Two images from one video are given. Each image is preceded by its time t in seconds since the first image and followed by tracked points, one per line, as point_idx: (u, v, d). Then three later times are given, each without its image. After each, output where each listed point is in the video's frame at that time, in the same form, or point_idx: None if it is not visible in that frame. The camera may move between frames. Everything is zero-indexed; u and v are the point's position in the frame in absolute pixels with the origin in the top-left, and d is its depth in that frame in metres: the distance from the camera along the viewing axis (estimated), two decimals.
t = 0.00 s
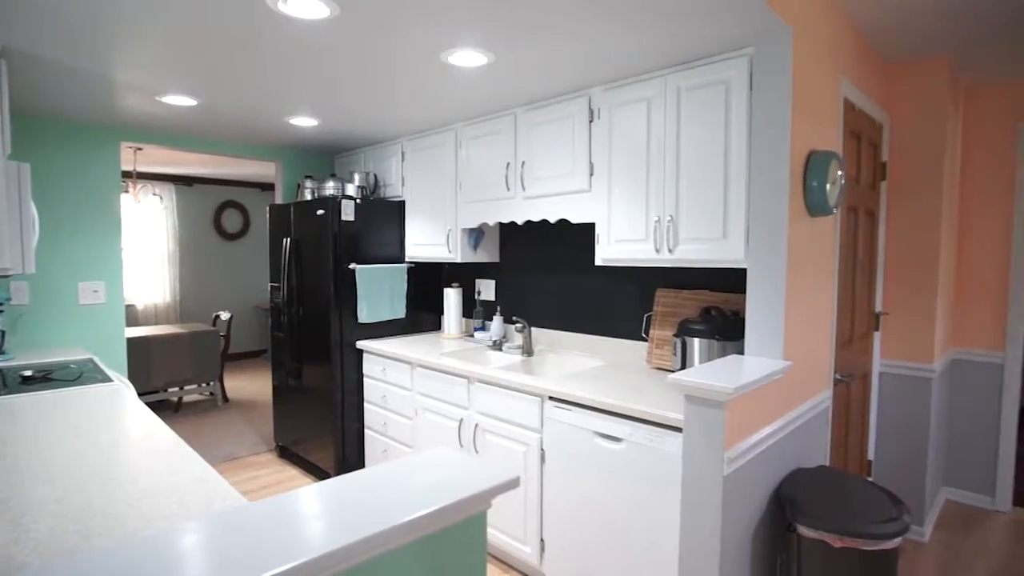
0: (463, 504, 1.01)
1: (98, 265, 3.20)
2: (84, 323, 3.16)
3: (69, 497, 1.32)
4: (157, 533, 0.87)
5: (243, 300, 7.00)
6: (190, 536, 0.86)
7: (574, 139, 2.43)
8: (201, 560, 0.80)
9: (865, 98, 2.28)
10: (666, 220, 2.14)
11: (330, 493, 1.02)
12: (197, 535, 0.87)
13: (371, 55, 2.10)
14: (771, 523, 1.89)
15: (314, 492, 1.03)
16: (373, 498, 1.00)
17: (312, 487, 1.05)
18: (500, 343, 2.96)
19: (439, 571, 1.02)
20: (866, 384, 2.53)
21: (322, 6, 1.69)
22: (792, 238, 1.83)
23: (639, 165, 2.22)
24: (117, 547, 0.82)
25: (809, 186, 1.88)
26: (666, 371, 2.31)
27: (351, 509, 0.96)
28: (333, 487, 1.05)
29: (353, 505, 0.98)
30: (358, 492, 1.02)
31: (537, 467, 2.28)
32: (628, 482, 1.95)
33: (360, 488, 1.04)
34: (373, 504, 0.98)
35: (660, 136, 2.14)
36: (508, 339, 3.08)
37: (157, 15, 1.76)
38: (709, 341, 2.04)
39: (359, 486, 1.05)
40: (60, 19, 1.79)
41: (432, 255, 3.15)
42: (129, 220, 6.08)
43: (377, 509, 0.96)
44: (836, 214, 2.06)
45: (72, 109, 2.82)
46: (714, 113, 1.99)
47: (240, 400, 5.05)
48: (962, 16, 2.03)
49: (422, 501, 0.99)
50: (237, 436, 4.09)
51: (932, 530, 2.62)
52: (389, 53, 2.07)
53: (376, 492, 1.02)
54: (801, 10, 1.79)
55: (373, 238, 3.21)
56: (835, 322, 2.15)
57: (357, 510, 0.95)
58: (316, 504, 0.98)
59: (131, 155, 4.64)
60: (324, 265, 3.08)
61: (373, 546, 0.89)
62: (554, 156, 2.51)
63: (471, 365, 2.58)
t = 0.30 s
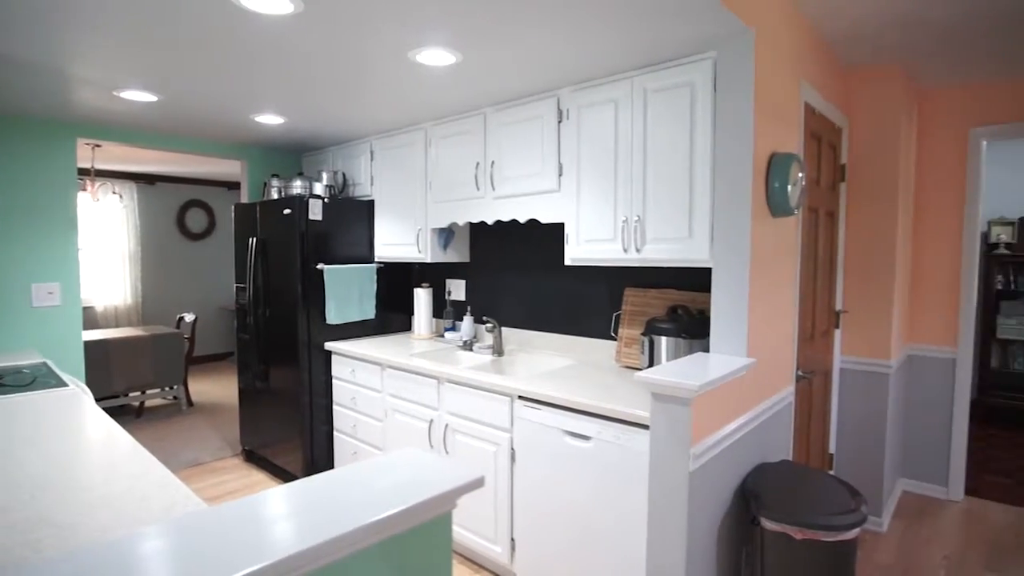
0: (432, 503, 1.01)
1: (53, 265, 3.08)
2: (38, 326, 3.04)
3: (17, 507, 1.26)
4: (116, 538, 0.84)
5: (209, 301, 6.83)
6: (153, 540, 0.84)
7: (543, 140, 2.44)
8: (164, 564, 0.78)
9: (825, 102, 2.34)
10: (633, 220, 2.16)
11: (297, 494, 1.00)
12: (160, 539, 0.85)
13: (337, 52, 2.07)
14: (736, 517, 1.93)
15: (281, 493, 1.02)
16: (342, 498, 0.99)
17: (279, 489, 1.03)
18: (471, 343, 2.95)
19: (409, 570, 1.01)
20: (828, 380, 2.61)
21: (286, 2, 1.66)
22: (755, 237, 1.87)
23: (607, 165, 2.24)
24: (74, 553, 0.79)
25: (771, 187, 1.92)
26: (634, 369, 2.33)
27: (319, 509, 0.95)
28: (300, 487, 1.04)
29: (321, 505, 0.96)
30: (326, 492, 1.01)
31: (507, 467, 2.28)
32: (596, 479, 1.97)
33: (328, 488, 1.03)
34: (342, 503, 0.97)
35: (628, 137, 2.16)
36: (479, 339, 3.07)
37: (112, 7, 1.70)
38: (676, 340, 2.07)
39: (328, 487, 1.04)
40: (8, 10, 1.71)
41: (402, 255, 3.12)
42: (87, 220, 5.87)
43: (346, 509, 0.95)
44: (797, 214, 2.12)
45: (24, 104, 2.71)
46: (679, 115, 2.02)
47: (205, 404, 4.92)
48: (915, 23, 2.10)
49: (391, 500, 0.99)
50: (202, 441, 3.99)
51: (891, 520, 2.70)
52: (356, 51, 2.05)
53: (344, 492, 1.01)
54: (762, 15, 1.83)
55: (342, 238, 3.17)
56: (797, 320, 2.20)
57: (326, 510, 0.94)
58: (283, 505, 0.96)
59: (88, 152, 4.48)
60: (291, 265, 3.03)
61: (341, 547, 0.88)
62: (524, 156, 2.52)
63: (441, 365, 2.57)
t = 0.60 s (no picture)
0: (405, 503, 1.00)
1: (10, 266, 2.97)
2: None
3: None
4: (77, 546, 0.82)
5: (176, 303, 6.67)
6: (116, 546, 0.82)
7: (516, 140, 2.44)
8: (129, 569, 0.76)
9: (791, 105, 2.39)
10: (605, 220, 2.18)
11: (267, 497, 0.99)
12: (123, 545, 0.83)
13: (306, 49, 2.04)
14: (705, 513, 1.95)
15: (250, 497, 1.00)
16: (313, 499, 0.98)
17: (247, 492, 1.01)
18: (444, 344, 2.94)
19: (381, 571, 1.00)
20: (794, 377, 2.66)
21: None
22: (723, 237, 1.90)
23: (578, 166, 2.24)
24: (30, 563, 0.77)
25: (739, 189, 1.95)
26: (606, 368, 2.35)
27: (289, 511, 0.93)
28: (270, 490, 1.02)
29: (291, 507, 0.95)
30: (297, 494, 1.00)
31: (480, 467, 2.27)
32: (569, 478, 1.97)
33: (299, 490, 1.02)
34: (313, 505, 0.96)
35: (599, 137, 2.18)
36: (452, 339, 3.06)
37: None
38: (647, 338, 2.09)
39: (299, 489, 1.02)
40: None
41: (374, 254, 3.09)
42: (46, 219, 5.67)
43: (316, 510, 0.94)
44: (764, 215, 2.16)
45: None
46: (649, 117, 2.04)
47: (173, 408, 4.81)
48: (876, 29, 2.16)
49: (364, 501, 0.98)
50: (169, 446, 3.89)
51: (856, 513, 2.77)
52: (326, 48, 2.02)
53: (315, 494, 1.00)
54: (730, 18, 1.86)
55: (313, 238, 3.12)
56: (764, 318, 2.24)
57: (297, 511, 0.93)
58: (251, 509, 0.94)
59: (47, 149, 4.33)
60: (260, 266, 2.97)
61: (312, 549, 0.87)
62: (496, 156, 2.52)
63: (414, 366, 2.55)
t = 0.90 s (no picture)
0: (376, 503, 1.00)
1: None
2: None
3: None
4: (35, 554, 0.79)
5: (142, 305, 6.50)
6: (77, 554, 0.79)
7: (487, 140, 2.44)
8: None
9: (758, 107, 2.44)
10: (575, 220, 2.19)
11: (235, 500, 0.97)
12: (84, 552, 0.80)
13: (273, 47, 2.01)
14: (675, 510, 1.98)
15: (218, 499, 0.98)
16: (281, 501, 0.97)
17: (215, 495, 0.99)
18: (417, 345, 2.92)
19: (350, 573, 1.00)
20: (762, 374, 2.71)
21: None
22: (691, 238, 1.93)
23: (549, 166, 2.25)
24: None
25: (706, 190, 1.98)
26: (577, 367, 2.37)
27: (260, 513, 0.92)
28: (239, 492, 1.00)
29: (261, 509, 0.94)
30: (265, 496, 0.98)
31: (453, 468, 2.27)
32: (540, 478, 1.98)
33: (267, 492, 1.00)
34: (282, 508, 0.95)
35: (569, 138, 2.19)
36: (425, 339, 3.04)
37: None
38: (618, 338, 2.11)
39: (268, 491, 1.01)
40: None
41: (346, 255, 3.06)
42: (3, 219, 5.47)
43: (285, 512, 0.93)
44: (731, 216, 2.19)
45: None
46: (619, 118, 2.05)
47: (138, 412, 4.68)
48: (839, 35, 2.22)
49: (335, 501, 0.97)
50: (133, 452, 3.78)
51: (822, 506, 2.84)
52: (294, 46, 2.00)
53: (285, 495, 0.99)
54: (697, 21, 1.88)
55: (282, 239, 3.07)
56: (732, 317, 2.28)
57: (266, 514, 0.92)
58: (219, 511, 0.93)
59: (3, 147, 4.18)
60: (228, 266, 2.91)
61: (280, 551, 0.87)
62: (467, 157, 2.51)
63: (386, 368, 2.53)
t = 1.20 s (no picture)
0: (349, 503, 1.00)
1: None
2: None
3: None
4: None
5: (110, 306, 6.34)
6: (39, 560, 0.77)
7: (462, 141, 2.43)
8: None
9: (729, 109, 2.47)
10: (549, 221, 2.20)
11: (206, 503, 0.96)
12: (47, 557, 0.78)
13: (244, 45, 1.98)
14: (648, 507, 2.00)
15: (188, 502, 0.96)
16: (251, 503, 0.95)
17: (186, 497, 0.98)
18: (392, 346, 2.90)
19: None
20: (735, 372, 2.75)
21: None
22: (663, 238, 1.95)
23: (523, 167, 2.26)
24: None
25: (678, 191, 2.01)
26: (552, 367, 2.37)
27: (230, 515, 0.91)
28: (210, 495, 0.99)
29: (231, 511, 0.92)
30: (234, 499, 0.97)
31: (427, 469, 2.25)
32: (514, 478, 1.98)
33: (237, 494, 0.99)
34: (251, 509, 0.93)
35: (543, 139, 2.20)
36: (400, 340, 3.02)
37: None
38: (591, 338, 2.12)
39: (240, 492, 0.99)
40: None
41: (319, 255, 3.02)
42: None
43: (255, 514, 0.92)
44: (703, 216, 2.22)
45: None
46: (592, 120, 2.07)
47: (106, 417, 4.57)
48: (806, 39, 2.26)
49: (307, 502, 0.97)
50: (100, 458, 3.69)
51: (792, 502, 2.89)
52: (265, 44, 1.97)
53: (257, 497, 0.98)
54: (668, 24, 1.90)
55: (254, 239, 3.03)
56: (704, 316, 2.31)
57: (236, 515, 0.91)
58: (188, 514, 0.91)
59: None
60: (198, 267, 2.86)
61: (250, 553, 0.85)
62: (442, 157, 2.50)
63: (360, 369, 2.50)
